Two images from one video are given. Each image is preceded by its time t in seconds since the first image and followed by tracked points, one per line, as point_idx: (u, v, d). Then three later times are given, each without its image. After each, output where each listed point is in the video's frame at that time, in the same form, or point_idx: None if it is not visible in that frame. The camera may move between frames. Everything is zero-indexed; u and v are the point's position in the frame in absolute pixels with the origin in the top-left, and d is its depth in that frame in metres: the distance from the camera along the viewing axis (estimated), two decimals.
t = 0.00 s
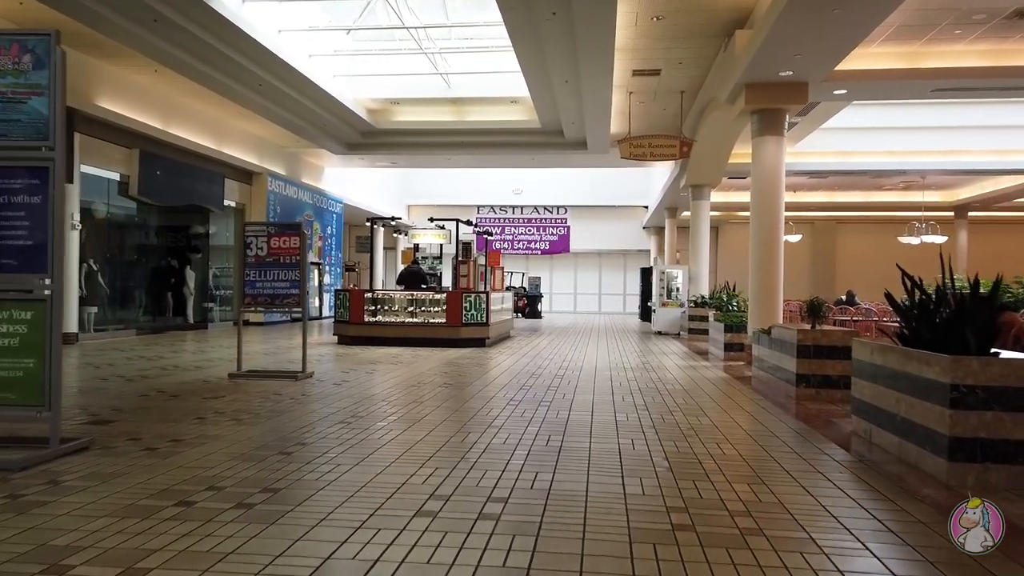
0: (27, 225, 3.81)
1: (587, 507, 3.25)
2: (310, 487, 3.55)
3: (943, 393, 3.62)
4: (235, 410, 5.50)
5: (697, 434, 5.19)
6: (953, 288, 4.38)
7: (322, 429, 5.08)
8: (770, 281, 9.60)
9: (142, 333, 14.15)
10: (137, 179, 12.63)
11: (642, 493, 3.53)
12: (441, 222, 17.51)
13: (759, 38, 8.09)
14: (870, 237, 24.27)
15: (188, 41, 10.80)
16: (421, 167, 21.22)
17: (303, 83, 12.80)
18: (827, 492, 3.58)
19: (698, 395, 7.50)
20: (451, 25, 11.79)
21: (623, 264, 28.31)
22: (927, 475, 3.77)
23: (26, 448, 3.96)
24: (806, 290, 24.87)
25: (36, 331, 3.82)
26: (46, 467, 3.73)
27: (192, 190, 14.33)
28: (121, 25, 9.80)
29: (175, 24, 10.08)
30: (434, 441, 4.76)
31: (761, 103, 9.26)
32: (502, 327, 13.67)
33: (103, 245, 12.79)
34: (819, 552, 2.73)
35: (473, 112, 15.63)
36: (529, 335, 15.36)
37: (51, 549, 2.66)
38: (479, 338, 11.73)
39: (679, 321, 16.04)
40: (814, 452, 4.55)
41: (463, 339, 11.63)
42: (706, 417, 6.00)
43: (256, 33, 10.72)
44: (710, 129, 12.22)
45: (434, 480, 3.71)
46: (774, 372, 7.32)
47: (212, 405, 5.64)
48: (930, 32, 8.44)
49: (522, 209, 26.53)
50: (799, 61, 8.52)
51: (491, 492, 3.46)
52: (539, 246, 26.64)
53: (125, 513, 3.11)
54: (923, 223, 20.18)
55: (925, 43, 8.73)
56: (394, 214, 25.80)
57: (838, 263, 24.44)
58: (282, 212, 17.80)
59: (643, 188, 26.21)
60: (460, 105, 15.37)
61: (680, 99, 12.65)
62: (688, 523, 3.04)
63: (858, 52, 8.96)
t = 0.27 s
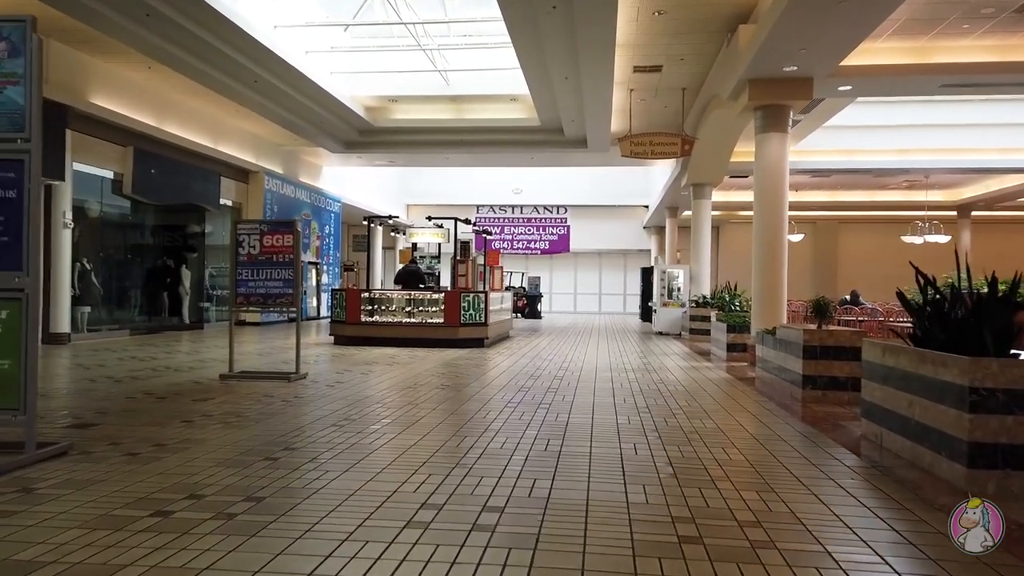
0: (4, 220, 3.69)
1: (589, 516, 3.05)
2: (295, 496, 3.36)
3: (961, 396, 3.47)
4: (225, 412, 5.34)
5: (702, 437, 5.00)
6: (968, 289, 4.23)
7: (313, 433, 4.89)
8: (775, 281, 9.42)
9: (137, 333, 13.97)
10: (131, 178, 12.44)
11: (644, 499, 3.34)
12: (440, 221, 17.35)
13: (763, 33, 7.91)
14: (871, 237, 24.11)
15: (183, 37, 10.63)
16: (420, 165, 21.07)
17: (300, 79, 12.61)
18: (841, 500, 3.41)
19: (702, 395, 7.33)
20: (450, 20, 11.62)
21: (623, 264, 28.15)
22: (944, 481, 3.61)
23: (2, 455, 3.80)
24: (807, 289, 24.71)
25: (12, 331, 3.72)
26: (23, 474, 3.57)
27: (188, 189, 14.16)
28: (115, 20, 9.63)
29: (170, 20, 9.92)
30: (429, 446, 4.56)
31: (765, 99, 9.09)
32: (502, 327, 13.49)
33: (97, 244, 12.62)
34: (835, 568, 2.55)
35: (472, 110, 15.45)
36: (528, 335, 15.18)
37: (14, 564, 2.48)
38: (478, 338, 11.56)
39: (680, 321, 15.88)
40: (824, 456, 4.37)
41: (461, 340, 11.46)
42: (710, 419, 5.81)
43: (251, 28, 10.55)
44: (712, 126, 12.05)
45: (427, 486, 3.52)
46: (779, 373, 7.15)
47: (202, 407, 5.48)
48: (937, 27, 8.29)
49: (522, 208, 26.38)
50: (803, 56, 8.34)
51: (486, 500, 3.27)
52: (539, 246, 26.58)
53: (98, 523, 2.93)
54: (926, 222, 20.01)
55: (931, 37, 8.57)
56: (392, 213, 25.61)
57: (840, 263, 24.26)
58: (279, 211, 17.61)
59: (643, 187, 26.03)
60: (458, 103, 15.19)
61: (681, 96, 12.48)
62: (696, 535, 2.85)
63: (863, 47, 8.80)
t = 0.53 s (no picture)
0: None
1: (587, 532, 2.84)
2: (277, 501, 3.15)
3: (980, 401, 3.29)
4: (212, 416, 5.15)
5: (707, 441, 4.80)
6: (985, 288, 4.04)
7: (301, 436, 4.68)
8: (777, 281, 9.21)
9: (130, 334, 13.77)
10: (123, 177, 12.26)
11: (646, 510, 3.13)
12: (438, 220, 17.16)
13: (766, 26, 7.71)
14: (873, 236, 23.90)
15: (176, 33, 10.45)
16: (418, 164, 20.88)
17: (295, 75, 12.40)
18: (855, 512, 3.22)
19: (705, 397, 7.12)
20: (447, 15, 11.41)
21: (623, 264, 27.96)
22: (962, 491, 3.43)
23: None
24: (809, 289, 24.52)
25: None
26: None
27: (183, 188, 13.98)
28: (106, 15, 9.44)
29: (162, 15, 9.72)
30: (421, 448, 4.35)
31: (768, 94, 8.88)
32: (500, 328, 13.29)
33: (89, 244, 12.42)
34: None
35: (470, 107, 15.24)
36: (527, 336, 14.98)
37: None
38: (475, 339, 11.37)
39: (681, 322, 15.68)
40: (834, 463, 4.17)
41: (458, 340, 11.26)
42: (714, 422, 5.60)
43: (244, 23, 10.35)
44: (713, 123, 11.87)
45: (417, 494, 3.31)
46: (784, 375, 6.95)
47: (188, 411, 5.30)
48: (944, 20, 8.09)
49: (521, 208, 26.18)
50: (807, 50, 8.14)
51: (478, 512, 3.06)
52: (538, 246, 26.22)
53: (59, 538, 2.73)
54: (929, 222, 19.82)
55: (938, 31, 8.37)
56: (391, 212, 25.42)
57: (842, 263, 24.06)
58: (275, 210, 17.39)
59: (643, 187, 25.84)
60: (456, 101, 14.98)
61: (682, 93, 12.29)
62: (701, 552, 2.65)
63: (868, 41, 8.59)
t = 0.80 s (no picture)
0: None
1: (591, 552, 2.66)
2: (260, 517, 2.97)
3: (1004, 410, 3.12)
4: (201, 423, 4.98)
5: (714, 448, 4.61)
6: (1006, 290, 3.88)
7: (291, 444, 4.50)
8: (782, 282, 9.02)
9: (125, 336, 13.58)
10: (118, 176, 12.04)
11: (652, 527, 2.95)
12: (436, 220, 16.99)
13: (771, 22, 7.52)
14: (875, 235, 23.74)
15: (170, 30, 10.28)
16: (416, 163, 20.68)
17: (291, 73, 12.23)
18: (872, 527, 3.05)
19: (709, 401, 6.94)
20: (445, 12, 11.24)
21: (623, 263, 27.80)
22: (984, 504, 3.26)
23: None
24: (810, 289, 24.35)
25: None
26: None
27: (179, 187, 13.81)
28: (99, 12, 9.28)
29: (155, 12, 9.56)
30: (416, 457, 4.17)
31: (772, 91, 8.67)
32: (500, 329, 13.12)
33: (83, 245, 12.23)
34: None
35: (469, 106, 15.07)
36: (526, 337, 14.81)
37: None
38: (474, 340, 11.21)
39: (682, 322, 15.51)
40: (848, 474, 3.98)
41: (457, 342, 11.08)
42: (719, 427, 5.42)
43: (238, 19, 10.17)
44: (715, 121, 11.69)
45: (410, 509, 3.13)
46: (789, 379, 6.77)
47: (178, 417, 5.14)
48: (953, 15, 7.91)
49: (520, 207, 26.00)
50: (813, 46, 7.95)
51: (475, 531, 2.88)
52: (538, 246, 26.35)
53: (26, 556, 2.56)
54: (933, 221, 19.64)
55: (946, 26, 8.19)
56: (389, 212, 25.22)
57: (844, 262, 23.89)
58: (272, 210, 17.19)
59: (644, 186, 25.66)
60: (455, 99, 14.81)
61: (684, 91, 12.12)
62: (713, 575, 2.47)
63: (874, 37, 8.41)
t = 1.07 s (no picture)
0: None
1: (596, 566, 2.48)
2: (244, 527, 2.80)
3: None
4: (190, 424, 4.81)
5: (722, 451, 4.44)
6: None
7: (282, 447, 4.33)
8: (788, 281, 8.80)
9: (120, 335, 13.37)
10: (111, 174, 11.92)
11: (660, 538, 2.77)
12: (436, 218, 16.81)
13: (776, 14, 7.33)
14: (878, 234, 23.56)
15: (165, 25, 10.12)
16: (416, 161, 20.49)
17: (288, 69, 12.04)
18: (892, 535, 2.89)
19: (715, 402, 6.76)
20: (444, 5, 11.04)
21: (624, 262, 27.63)
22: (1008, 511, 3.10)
23: None
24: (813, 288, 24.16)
25: None
26: None
27: (175, 185, 13.65)
28: (92, 6, 9.12)
29: (149, 6, 9.40)
30: (413, 461, 4.00)
31: (778, 85, 8.49)
32: (500, 328, 12.94)
33: (77, 242, 12.07)
34: None
35: (469, 103, 14.89)
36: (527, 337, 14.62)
37: None
38: (474, 340, 11.03)
39: (685, 322, 15.36)
40: (862, 478, 3.81)
41: (456, 341, 10.91)
42: (726, 428, 5.24)
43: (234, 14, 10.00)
44: (718, 117, 11.51)
45: (403, 518, 2.96)
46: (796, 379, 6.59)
47: (166, 418, 4.97)
48: (962, 8, 7.74)
49: (521, 206, 25.79)
50: (819, 40, 7.76)
51: (472, 541, 2.72)
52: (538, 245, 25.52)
53: None
54: (937, 220, 19.44)
55: (956, 19, 8.01)
56: (389, 210, 25.04)
57: (847, 261, 23.70)
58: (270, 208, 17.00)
59: (645, 185, 25.49)
60: (455, 96, 14.62)
61: (687, 87, 11.95)
62: None
63: (882, 30, 8.23)
